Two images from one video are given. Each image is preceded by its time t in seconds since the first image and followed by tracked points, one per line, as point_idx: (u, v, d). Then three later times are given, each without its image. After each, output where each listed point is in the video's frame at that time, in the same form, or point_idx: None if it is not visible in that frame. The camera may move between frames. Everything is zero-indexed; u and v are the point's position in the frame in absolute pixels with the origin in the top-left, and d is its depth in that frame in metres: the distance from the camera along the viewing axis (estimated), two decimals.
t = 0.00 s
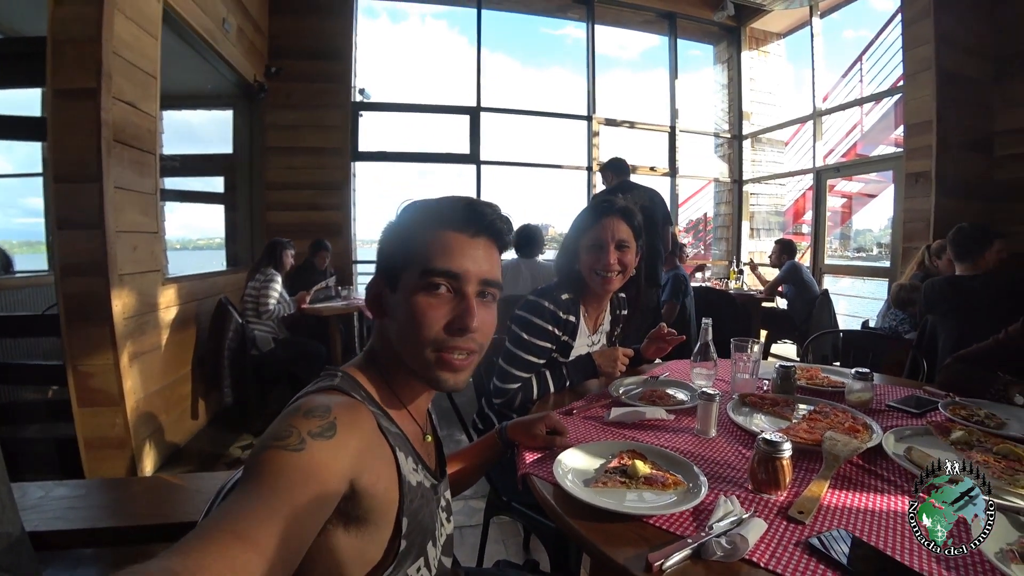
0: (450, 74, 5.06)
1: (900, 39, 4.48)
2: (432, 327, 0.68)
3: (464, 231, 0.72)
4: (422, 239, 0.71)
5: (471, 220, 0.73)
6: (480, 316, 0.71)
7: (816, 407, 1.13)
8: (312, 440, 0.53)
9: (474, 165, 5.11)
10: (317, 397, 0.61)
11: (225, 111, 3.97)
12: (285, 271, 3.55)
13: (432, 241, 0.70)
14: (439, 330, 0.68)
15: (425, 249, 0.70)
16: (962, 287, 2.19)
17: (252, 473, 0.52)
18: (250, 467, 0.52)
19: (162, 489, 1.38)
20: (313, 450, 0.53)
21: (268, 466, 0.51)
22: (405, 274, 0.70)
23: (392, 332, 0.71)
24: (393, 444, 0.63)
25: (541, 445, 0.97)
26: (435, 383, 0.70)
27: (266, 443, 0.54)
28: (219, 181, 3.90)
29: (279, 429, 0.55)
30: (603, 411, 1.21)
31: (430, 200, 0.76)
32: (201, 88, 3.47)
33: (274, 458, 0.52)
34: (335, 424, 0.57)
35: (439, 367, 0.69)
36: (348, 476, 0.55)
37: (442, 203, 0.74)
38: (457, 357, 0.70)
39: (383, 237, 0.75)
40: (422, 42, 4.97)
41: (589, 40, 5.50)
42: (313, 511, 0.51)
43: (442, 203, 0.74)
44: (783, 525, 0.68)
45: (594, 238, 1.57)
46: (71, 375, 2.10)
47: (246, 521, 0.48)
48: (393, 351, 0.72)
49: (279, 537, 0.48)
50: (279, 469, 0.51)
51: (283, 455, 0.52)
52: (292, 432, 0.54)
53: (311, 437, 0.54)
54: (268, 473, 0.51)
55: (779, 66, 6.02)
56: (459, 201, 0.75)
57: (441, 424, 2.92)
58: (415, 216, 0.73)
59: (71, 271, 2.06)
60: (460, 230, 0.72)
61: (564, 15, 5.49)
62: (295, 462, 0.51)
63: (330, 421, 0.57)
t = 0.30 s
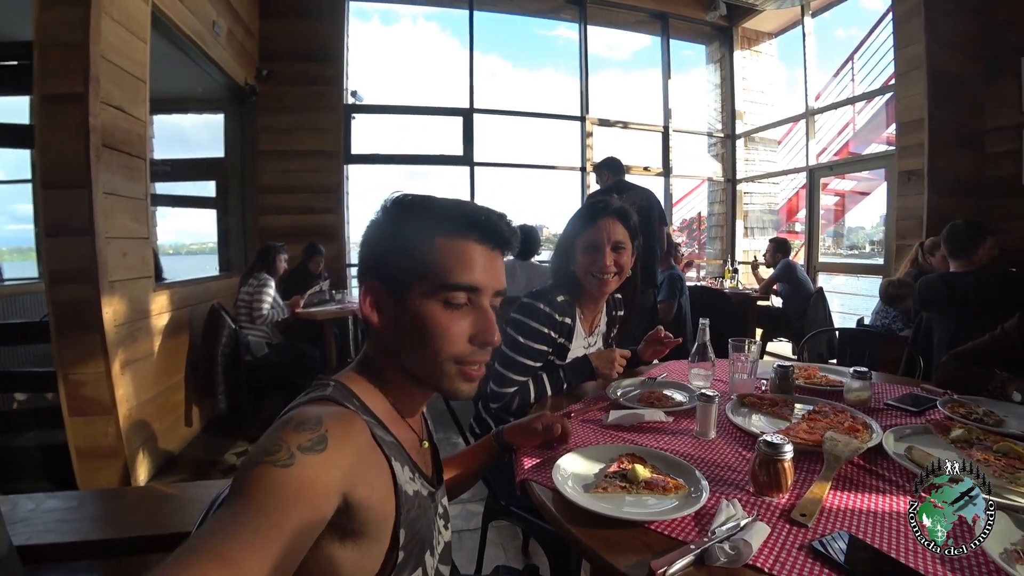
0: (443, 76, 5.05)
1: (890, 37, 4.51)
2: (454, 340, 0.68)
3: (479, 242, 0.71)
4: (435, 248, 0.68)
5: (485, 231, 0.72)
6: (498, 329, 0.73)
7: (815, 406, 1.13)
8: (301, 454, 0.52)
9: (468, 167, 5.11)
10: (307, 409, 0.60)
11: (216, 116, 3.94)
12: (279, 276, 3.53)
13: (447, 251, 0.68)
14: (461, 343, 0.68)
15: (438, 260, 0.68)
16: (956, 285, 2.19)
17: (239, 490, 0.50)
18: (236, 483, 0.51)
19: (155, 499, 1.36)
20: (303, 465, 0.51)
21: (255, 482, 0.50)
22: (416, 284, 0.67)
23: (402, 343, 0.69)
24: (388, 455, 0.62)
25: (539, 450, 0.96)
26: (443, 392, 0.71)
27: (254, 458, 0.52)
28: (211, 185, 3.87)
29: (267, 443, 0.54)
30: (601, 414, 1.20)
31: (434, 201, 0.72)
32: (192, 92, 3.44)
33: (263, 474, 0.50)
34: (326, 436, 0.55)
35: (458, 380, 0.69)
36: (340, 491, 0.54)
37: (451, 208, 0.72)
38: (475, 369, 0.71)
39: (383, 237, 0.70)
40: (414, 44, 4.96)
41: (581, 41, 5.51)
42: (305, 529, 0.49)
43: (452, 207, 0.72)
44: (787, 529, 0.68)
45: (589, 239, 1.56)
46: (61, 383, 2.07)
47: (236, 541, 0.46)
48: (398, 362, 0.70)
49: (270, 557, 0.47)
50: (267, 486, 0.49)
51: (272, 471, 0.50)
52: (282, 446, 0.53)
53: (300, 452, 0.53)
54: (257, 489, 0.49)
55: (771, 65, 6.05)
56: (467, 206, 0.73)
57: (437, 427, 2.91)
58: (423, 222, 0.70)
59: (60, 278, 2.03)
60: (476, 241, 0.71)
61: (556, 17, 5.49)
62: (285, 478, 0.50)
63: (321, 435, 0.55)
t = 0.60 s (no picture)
0: (441, 72, 5.03)
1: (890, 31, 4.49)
2: (465, 338, 0.70)
3: (479, 239, 0.72)
4: (442, 250, 0.68)
5: (485, 228, 0.73)
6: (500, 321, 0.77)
7: (815, 402, 1.12)
8: (292, 457, 0.52)
9: (466, 164, 5.09)
10: (298, 409, 0.59)
11: (213, 113, 3.92)
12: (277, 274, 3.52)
13: (454, 251, 0.69)
14: (471, 337, 0.71)
15: (445, 261, 0.68)
16: (954, 279, 2.19)
17: (229, 494, 0.49)
18: (226, 488, 0.50)
19: (154, 498, 1.36)
20: (294, 468, 0.51)
21: (245, 486, 0.49)
22: (425, 286, 0.67)
23: (411, 345, 0.69)
24: (384, 452, 0.61)
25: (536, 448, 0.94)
26: (446, 382, 0.72)
27: (243, 462, 0.52)
28: (208, 184, 3.85)
29: (258, 446, 0.53)
30: (600, 411, 1.20)
31: (431, 195, 0.70)
32: (189, 90, 3.43)
33: (252, 478, 0.50)
34: (317, 437, 0.55)
35: (468, 374, 0.72)
36: (333, 492, 0.53)
37: (451, 205, 0.70)
38: (482, 360, 0.75)
39: (382, 238, 0.67)
40: (412, 41, 4.94)
41: (579, 37, 5.49)
42: (298, 532, 0.49)
43: (451, 203, 0.70)
44: (787, 526, 0.67)
45: (590, 234, 1.56)
46: (59, 383, 2.07)
47: (228, 546, 0.45)
48: (402, 361, 0.71)
49: (266, 559, 0.47)
50: (256, 491, 0.49)
51: (262, 475, 0.50)
52: (272, 449, 0.52)
53: (291, 454, 0.52)
54: (247, 493, 0.48)
55: (770, 60, 6.03)
56: (463, 200, 0.73)
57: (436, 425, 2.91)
58: (425, 221, 0.69)
59: (56, 278, 2.02)
60: (478, 239, 0.72)
61: (554, 12, 5.47)
62: (276, 482, 0.49)
63: (312, 435, 0.55)
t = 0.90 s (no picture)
0: (443, 67, 5.01)
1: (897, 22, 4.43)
2: (466, 337, 0.70)
3: (477, 237, 0.72)
4: (441, 249, 0.67)
5: (484, 226, 0.73)
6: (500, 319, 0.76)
7: (821, 400, 1.11)
8: (292, 461, 0.51)
9: (469, 159, 5.08)
10: (298, 413, 0.59)
11: (216, 112, 3.93)
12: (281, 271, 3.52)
13: (454, 251, 0.68)
14: (473, 336, 0.71)
15: (444, 261, 0.67)
16: (960, 274, 2.17)
17: (230, 499, 0.49)
18: (226, 493, 0.50)
19: (161, 497, 1.36)
20: (294, 472, 0.50)
21: (245, 491, 0.49)
22: (426, 286, 0.67)
23: (413, 346, 0.69)
24: (386, 453, 0.61)
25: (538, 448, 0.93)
26: (450, 380, 0.72)
27: (243, 467, 0.51)
28: (212, 182, 3.86)
29: (257, 450, 0.53)
30: (604, 409, 1.19)
31: (428, 194, 0.69)
32: (191, 88, 3.43)
33: (251, 483, 0.49)
34: (317, 441, 0.54)
35: (471, 372, 0.73)
36: (335, 495, 0.53)
37: (449, 204, 0.69)
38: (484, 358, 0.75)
39: (381, 239, 0.66)
40: (414, 36, 4.92)
41: (582, 30, 5.45)
42: (298, 536, 0.49)
43: (449, 202, 0.69)
44: (792, 528, 0.67)
45: (594, 230, 1.55)
46: (66, 382, 2.08)
47: (228, 551, 0.45)
48: (405, 362, 0.70)
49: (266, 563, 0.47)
50: (255, 496, 0.48)
51: (262, 480, 0.49)
52: (272, 453, 0.52)
53: (291, 458, 0.52)
54: (247, 499, 0.48)
55: (775, 52, 5.97)
56: (460, 197, 0.72)
57: (440, 421, 2.91)
58: (424, 220, 0.68)
59: (61, 279, 2.03)
60: (477, 238, 0.72)
61: (556, 6, 5.44)
62: (276, 487, 0.49)
63: (312, 439, 0.54)
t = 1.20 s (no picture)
0: (451, 60, 4.97)
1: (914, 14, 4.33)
2: (482, 342, 0.70)
3: (492, 243, 0.71)
4: (456, 256, 0.66)
5: (499, 230, 0.72)
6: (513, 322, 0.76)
7: (833, 404, 1.10)
8: (292, 466, 0.51)
9: (477, 152, 5.05)
10: (297, 417, 0.58)
11: (224, 105, 3.93)
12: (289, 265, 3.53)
13: (469, 257, 0.67)
14: (487, 340, 0.70)
15: (460, 267, 0.67)
16: (976, 273, 2.13)
17: (230, 505, 0.49)
18: (226, 500, 0.49)
19: (170, 491, 1.37)
20: (295, 477, 0.50)
21: (245, 498, 0.48)
22: (442, 292, 0.66)
23: (426, 350, 0.68)
24: (387, 455, 0.60)
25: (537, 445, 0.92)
26: (457, 384, 0.71)
27: (243, 473, 0.50)
28: (220, 175, 3.86)
29: (257, 456, 0.52)
30: (612, 410, 1.18)
31: (442, 198, 0.68)
32: (199, 81, 3.42)
33: (252, 489, 0.49)
34: (318, 445, 0.54)
35: (482, 376, 0.72)
36: (336, 500, 0.53)
37: (463, 208, 0.68)
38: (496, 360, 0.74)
39: (394, 244, 0.65)
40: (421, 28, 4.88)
41: (591, 22, 5.39)
42: (302, 543, 0.48)
43: (464, 206, 0.68)
44: (803, 540, 0.65)
45: (603, 226, 1.52)
46: (76, 375, 2.10)
47: (229, 560, 0.44)
48: (412, 364, 0.70)
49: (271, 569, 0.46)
50: (255, 502, 0.48)
51: (262, 485, 0.49)
52: (272, 459, 0.51)
53: (291, 463, 0.51)
54: (247, 505, 0.48)
55: (787, 44, 5.87)
56: (475, 200, 0.70)
57: (447, 416, 2.92)
58: (438, 225, 0.67)
59: (71, 272, 2.04)
60: (492, 242, 0.71)
61: None
62: (277, 492, 0.48)
63: (313, 442, 0.54)
